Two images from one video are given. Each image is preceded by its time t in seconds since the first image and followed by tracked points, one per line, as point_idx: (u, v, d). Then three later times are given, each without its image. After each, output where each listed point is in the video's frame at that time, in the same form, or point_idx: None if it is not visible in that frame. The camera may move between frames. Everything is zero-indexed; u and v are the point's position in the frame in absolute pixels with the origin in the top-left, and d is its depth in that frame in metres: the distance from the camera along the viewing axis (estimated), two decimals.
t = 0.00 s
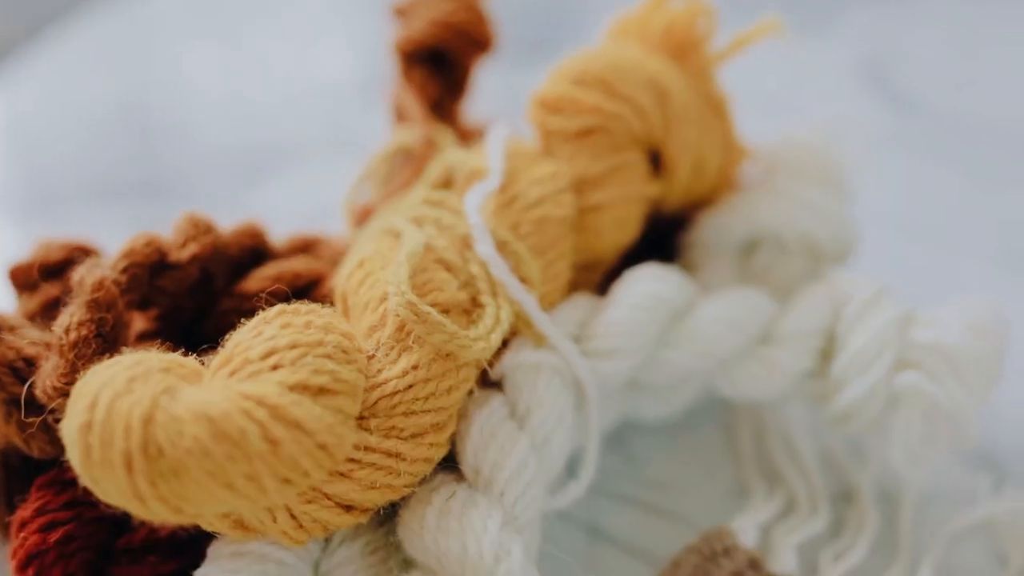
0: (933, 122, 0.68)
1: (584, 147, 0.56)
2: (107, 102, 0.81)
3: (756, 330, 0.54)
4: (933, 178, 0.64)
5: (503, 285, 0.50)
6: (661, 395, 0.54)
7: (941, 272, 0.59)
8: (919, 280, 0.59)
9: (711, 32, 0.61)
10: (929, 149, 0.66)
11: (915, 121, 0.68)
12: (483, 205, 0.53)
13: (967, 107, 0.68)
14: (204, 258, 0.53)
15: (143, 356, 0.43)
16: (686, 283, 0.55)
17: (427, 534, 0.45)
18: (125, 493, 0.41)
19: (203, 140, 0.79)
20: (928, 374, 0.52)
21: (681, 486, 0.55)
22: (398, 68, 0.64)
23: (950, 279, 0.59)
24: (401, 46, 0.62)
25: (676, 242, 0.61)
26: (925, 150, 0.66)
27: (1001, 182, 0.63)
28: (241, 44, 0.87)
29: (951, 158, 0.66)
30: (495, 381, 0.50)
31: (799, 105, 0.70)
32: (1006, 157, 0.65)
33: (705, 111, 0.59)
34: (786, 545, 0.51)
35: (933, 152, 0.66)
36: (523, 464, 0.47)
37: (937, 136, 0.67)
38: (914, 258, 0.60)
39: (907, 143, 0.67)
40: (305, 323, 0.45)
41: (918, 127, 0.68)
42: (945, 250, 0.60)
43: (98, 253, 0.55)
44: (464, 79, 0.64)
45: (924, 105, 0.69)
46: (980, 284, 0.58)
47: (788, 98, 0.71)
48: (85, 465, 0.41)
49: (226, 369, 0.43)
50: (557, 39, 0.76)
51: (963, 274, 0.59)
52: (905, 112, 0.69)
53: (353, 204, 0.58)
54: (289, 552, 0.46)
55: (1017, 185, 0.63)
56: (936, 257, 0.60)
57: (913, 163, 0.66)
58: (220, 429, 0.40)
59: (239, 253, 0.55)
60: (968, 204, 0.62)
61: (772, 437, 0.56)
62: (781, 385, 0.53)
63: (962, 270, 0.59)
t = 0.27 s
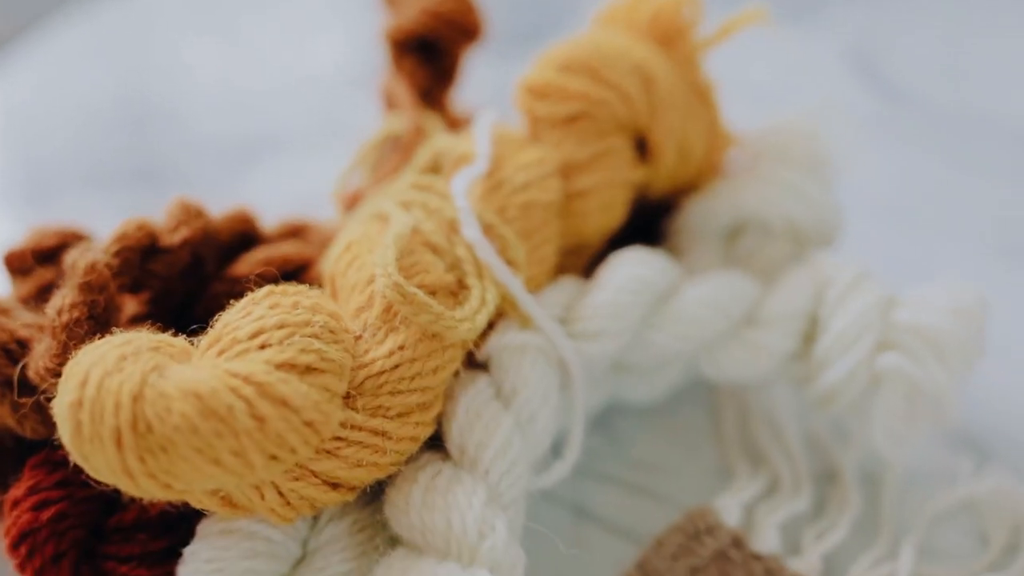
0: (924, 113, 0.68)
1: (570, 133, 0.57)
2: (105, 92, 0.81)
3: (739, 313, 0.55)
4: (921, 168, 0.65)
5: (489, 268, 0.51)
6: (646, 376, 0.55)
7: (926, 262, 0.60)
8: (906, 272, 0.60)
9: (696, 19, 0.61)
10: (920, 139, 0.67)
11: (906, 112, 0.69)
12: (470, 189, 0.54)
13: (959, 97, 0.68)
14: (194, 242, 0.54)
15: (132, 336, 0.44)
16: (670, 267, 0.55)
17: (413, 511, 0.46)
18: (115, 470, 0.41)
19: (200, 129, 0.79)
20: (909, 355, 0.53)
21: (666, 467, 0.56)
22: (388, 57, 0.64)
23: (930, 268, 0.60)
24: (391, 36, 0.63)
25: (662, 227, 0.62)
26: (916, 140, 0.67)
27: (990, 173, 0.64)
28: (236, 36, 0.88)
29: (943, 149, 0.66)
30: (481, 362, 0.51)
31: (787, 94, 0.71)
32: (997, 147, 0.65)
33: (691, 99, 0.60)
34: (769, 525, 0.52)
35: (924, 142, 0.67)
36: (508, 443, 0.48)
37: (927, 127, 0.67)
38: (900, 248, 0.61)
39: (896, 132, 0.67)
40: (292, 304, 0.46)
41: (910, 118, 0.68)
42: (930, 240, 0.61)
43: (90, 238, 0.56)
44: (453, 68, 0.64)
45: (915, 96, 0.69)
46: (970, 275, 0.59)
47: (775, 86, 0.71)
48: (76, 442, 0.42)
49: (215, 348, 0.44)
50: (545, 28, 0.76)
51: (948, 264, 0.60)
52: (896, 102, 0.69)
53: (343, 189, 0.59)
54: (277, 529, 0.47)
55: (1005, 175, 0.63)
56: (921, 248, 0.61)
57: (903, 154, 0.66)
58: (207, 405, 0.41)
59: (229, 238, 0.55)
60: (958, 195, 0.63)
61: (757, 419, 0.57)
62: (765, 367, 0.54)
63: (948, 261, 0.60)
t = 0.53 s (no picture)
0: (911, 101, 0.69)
1: (555, 119, 0.57)
2: (104, 85, 0.82)
3: (722, 295, 0.56)
4: (906, 157, 0.66)
5: (474, 250, 0.52)
6: (629, 358, 0.55)
7: (910, 246, 0.62)
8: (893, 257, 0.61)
9: (681, 7, 0.62)
10: (905, 127, 0.68)
11: (892, 100, 0.69)
12: (455, 174, 0.54)
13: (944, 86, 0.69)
14: (185, 226, 0.55)
15: (120, 316, 0.44)
16: (654, 250, 0.56)
17: (397, 488, 0.46)
18: (103, 446, 0.42)
19: (199, 121, 0.80)
20: (889, 336, 0.54)
21: (650, 448, 0.56)
22: (378, 46, 0.65)
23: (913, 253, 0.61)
24: (381, 25, 0.64)
25: (647, 211, 0.63)
26: (902, 129, 0.68)
27: (974, 160, 0.65)
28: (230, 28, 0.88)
29: (931, 138, 0.67)
30: (466, 344, 0.52)
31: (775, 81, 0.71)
32: (986, 138, 0.66)
33: (676, 85, 0.60)
34: (750, 502, 0.53)
35: (908, 130, 0.67)
36: (492, 421, 0.49)
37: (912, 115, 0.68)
38: (885, 236, 0.62)
39: (883, 120, 0.68)
40: (279, 285, 0.46)
41: (899, 108, 0.69)
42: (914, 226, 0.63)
43: (82, 223, 0.56)
44: (442, 56, 0.65)
45: (904, 86, 0.70)
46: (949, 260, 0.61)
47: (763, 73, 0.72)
48: (66, 420, 0.43)
49: (202, 328, 0.44)
50: (532, 16, 0.77)
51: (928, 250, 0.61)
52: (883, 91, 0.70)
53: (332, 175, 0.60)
54: (265, 507, 0.48)
55: (990, 164, 0.65)
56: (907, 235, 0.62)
57: (888, 142, 0.67)
58: (193, 382, 0.42)
59: (218, 222, 0.56)
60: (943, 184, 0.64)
61: (740, 400, 0.57)
62: (748, 348, 0.55)
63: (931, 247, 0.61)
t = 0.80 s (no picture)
0: (900, 94, 0.71)
1: (538, 106, 0.58)
2: (106, 72, 0.82)
3: (702, 276, 0.56)
4: (891, 147, 0.67)
5: (455, 233, 0.52)
6: (610, 341, 0.57)
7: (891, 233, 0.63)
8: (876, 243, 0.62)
9: None
10: (891, 119, 0.69)
11: (879, 93, 0.71)
12: (438, 160, 0.54)
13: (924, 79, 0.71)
14: (172, 211, 0.56)
15: (107, 296, 0.45)
16: (635, 234, 0.57)
17: (379, 465, 0.47)
18: (89, 422, 0.43)
19: (201, 112, 0.81)
20: (866, 319, 0.54)
21: (631, 429, 0.57)
22: (367, 36, 0.66)
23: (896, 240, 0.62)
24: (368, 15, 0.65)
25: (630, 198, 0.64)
26: (888, 121, 0.69)
27: (956, 149, 0.67)
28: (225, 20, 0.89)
29: (916, 128, 0.68)
30: (448, 325, 0.53)
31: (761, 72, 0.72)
32: (970, 128, 0.68)
33: (657, 72, 0.61)
34: (728, 481, 0.54)
35: (894, 121, 0.69)
36: (473, 400, 0.49)
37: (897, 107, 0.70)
38: (868, 225, 0.63)
39: (870, 112, 0.70)
40: (262, 266, 0.47)
41: (887, 101, 0.70)
42: (896, 215, 0.64)
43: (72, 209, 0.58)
44: (429, 46, 0.66)
45: (890, 80, 0.72)
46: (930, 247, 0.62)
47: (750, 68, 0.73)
48: (53, 396, 0.43)
49: (186, 307, 0.45)
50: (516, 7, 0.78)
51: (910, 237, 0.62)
52: (871, 84, 0.71)
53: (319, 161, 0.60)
54: (250, 484, 0.49)
55: (972, 154, 0.66)
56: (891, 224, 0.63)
57: (874, 132, 0.68)
58: (176, 360, 0.42)
59: (206, 206, 0.57)
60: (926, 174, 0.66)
61: (721, 381, 0.58)
62: (728, 330, 0.56)
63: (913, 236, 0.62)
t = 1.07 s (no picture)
0: (902, 95, 0.71)
1: (518, 93, 0.59)
2: (107, 64, 0.82)
3: (678, 260, 0.57)
4: (886, 144, 0.68)
5: (435, 217, 0.53)
6: (589, 324, 0.58)
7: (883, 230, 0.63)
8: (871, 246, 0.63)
9: None
10: (892, 119, 0.69)
11: (876, 92, 0.71)
12: (419, 145, 0.55)
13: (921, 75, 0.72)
14: (160, 196, 0.56)
15: (91, 277, 0.46)
16: (612, 218, 0.58)
17: (358, 444, 0.48)
18: (73, 399, 0.44)
19: (201, 102, 0.82)
20: (839, 301, 0.55)
21: (609, 411, 0.58)
22: (353, 25, 0.66)
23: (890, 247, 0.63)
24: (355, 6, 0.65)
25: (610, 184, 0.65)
26: (887, 121, 0.69)
27: (953, 147, 0.67)
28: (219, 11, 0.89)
29: (915, 127, 0.69)
30: (428, 307, 0.54)
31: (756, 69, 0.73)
32: (967, 127, 0.68)
33: (637, 61, 0.62)
34: (703, 460, 0.55)
35: (893, 121, 0.69)
36: (452, 381, 0.50)
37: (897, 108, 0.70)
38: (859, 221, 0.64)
39: (869, 112, 0.70)
40: (244, 248, 0.48)
41: (889, 99, 0.71)
42: (889, 212, 0.64)
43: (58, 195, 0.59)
44: (414, 35, 0.66)
45: (892, 80, 0.72)
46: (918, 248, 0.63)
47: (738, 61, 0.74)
48: (38, 374, 0.44)
49: (169, 288, 0.46)
50: None
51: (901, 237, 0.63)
52: (875, 83, 0.72)
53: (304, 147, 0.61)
54: (232, 461, 0.50)
55: (966, 151, 0.67)
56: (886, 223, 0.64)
57: (869, 128, 0.69)
58: (157, 338, 0.43)
59: (192, 191, 0.58)
60: (921, 171, 0.66)
61: (699, 363, 0.59)
62: (705, 312, 0.57)
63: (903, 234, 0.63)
